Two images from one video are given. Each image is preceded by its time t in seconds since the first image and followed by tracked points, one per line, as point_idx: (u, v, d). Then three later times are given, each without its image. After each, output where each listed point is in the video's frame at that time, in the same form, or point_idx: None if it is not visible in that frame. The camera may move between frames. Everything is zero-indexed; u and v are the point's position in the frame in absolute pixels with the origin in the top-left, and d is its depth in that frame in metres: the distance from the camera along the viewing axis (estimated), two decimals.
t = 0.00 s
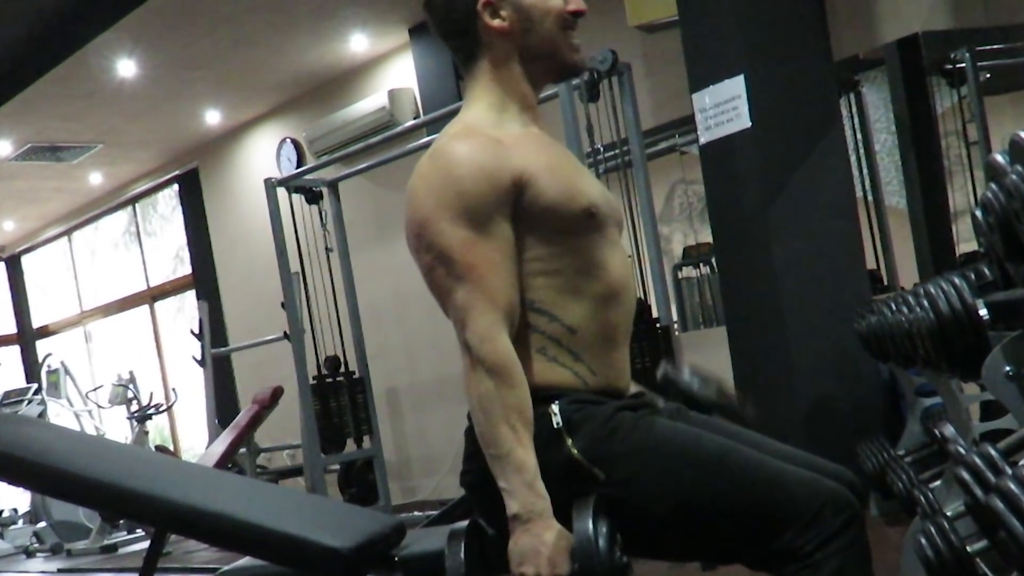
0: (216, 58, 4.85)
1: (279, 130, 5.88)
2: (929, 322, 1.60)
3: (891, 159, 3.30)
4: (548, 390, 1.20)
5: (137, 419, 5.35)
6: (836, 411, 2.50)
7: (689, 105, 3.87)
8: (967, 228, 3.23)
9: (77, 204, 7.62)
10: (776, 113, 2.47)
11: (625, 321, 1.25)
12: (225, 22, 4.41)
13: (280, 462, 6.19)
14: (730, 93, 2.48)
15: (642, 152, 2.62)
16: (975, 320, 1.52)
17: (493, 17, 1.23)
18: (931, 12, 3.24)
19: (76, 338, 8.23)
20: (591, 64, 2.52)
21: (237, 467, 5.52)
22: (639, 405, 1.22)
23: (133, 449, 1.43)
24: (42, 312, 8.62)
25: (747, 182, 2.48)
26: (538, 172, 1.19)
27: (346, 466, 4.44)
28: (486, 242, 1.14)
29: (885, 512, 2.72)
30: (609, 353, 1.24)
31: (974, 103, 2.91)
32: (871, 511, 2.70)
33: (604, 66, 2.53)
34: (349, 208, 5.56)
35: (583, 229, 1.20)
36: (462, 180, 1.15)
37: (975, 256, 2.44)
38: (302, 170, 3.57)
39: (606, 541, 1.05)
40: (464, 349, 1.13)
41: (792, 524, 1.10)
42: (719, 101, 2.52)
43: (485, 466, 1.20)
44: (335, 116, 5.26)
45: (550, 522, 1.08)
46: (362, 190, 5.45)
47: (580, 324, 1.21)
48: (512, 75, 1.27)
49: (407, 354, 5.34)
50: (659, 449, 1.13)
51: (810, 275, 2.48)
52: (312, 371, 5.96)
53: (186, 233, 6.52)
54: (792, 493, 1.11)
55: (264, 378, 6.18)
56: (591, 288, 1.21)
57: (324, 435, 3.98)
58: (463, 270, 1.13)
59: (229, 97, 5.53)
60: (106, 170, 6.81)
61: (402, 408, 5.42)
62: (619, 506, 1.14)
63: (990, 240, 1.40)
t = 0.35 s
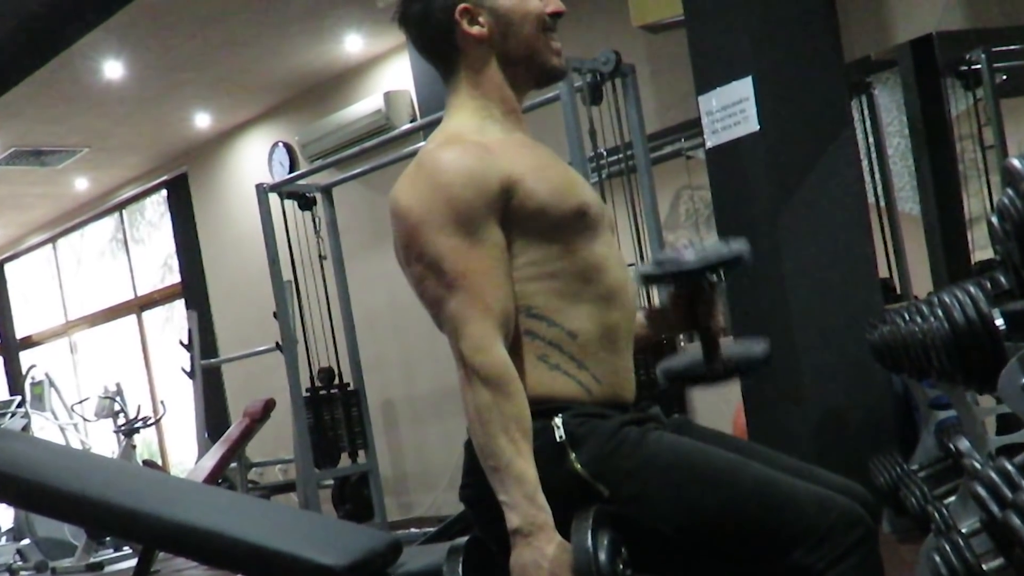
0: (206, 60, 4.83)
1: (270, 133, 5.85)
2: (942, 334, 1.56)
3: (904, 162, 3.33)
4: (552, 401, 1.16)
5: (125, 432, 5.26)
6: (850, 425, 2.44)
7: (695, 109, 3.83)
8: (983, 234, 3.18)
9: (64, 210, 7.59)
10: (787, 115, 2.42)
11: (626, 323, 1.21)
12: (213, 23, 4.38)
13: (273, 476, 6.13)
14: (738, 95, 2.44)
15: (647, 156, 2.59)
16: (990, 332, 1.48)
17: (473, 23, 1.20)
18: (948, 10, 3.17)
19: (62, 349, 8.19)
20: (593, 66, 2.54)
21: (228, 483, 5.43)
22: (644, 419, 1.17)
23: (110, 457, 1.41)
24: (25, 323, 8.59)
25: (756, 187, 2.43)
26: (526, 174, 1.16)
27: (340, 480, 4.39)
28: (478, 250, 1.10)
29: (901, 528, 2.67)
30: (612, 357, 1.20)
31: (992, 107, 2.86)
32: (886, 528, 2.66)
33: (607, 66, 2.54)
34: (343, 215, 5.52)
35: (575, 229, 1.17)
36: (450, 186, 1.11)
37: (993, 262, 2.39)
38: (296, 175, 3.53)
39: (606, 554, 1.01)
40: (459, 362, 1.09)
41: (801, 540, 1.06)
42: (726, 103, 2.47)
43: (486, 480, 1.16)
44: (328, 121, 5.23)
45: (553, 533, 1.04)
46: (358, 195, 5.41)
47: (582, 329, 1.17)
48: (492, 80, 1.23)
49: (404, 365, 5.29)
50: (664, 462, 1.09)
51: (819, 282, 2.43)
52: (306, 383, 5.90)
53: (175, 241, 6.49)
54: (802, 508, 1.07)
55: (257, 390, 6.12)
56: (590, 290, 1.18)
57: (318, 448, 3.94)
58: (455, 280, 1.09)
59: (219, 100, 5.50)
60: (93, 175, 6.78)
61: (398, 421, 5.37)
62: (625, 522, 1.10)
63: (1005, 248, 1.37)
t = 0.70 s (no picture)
0: (195, 61, 4.80)
1: (262, 138, 5.81)
2: (958, 344, 1.53)
3: (918, 168, 3.20)
4: (546, 415, 1.14)
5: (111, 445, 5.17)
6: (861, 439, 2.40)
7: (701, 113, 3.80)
8: (999, 240, 3.10)
9: (52, 215, 7.55)
10: (795, 119, 2.38)
11: (615, 327, 1.19)
12: (201, 22, 4.35)
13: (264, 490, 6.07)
14: (747, 97, 2.40)
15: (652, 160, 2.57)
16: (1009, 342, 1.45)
17: (454, 36, 1.19)
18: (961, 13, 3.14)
19: (47, 359, 8.15)
20: (598, 68, 2.54)
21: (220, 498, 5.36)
22: (647, 433, 1.15)
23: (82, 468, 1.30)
24: (11, 332, 8.54)
25: (759, 195, 2.40)
26: (501, 183, 1.14)
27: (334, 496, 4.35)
28: (458, 265, 1.08)
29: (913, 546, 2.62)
30: (607, 363, 1.17)
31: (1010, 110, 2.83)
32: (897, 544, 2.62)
33: (609, 68, 2.52)
34: (337, 223, 5.49)
35: (555, 232, 1.16)
36: (425, 200, 1.09)
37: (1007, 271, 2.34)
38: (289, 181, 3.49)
39: None
40: (441, 380, 1.07)
41: (811, 557, 1.03)
42: (735, 106, 2.43)
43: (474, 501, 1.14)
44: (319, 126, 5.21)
45: (539, 556, 1.02)
46: (353, 201, 5.37)
47: (575, 337, 1.16)
48: (469, 94, 1.22)
49: (401, 378, 5.25)
50: (666, 477, 1.06)
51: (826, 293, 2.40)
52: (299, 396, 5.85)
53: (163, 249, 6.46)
54: (811, 525, 1.04)
55: (250, 402, 6.07)
56: (579, 295, 1.16)
57: (312, 463, 3.89)
58: (437, 297, 1.07)
59: (209, 103, 5.47)
60: (78, 180, 6.75)
61: (393, 435, 5.33)
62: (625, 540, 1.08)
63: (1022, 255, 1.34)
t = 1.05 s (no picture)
0: (183, 63, 4.78)
1: (254, 141, 5.78)
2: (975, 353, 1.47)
3: (930, 173, 3.23)
4: (550, 426, 1.10)
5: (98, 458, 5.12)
6: (868, 455, 2.36)
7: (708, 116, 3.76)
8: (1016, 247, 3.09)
9: (38, 221, 7.51)
10: (803, 121, 2.34)
11: (626, 337, 1.16)
12: (191, 24, 4.33)
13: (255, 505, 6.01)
14: (753, 100, 2.37)
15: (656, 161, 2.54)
16: None
17: (481, 38, 1.16)
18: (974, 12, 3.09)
19: (32, 370, 8.11)
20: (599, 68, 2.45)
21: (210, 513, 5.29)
22: (650, 447, 1.12)
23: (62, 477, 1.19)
24: None
25: (765, 200, 2.37)
26: (513, 184, 1.11)
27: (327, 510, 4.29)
28: (464, 269, 1.05)
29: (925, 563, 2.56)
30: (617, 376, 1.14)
31: None
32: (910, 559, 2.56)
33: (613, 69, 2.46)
34: (330, 228, 5.45)
35: (566, 238, 1.12)
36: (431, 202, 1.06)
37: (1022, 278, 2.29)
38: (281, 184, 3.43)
39: None
40: (440, 388, 1.04)
41: None
42: (741, 109, 2.41)
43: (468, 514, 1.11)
44: (314, 128, 5.17)
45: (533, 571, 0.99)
46: (347, 206, 5.33)
47: (584, 347, 1.12)
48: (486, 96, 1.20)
49: (398, 389, 5.20)
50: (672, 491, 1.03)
51: (834, 299, 2.35)
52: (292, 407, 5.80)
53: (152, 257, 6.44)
54: (821, 543, 1.00)
55: (242, 413, 6.02)
56: (589, 302, 1.13)
57: (303, 476, 3.83)
58: (438, 302, 1.04)
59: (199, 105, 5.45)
60: (64, 186, 6.72)
61: (389, 449, 5.28)
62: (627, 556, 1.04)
63: None
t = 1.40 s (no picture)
0: (174, 65, 4.76)
1: (248, 145, 5.76)
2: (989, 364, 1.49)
3: (943, 176, 3.22)
4: (547, 441, 1.08)
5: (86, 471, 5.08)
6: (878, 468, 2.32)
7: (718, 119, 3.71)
8: None
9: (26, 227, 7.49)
10: (811, 124, 2.31)
11: (624, 349, 1.15)
12: (184, 25, 4.32)
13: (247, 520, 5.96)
14: (761, 102, 2.34)
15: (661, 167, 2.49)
16: None
17: (470, 34, 1.19)
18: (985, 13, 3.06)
19: (18, 379, 8.07)
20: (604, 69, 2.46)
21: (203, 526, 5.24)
22: (654, 459, 1.10)
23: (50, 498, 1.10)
24: None
25: (771, 207, 2.35)
26: (506, 197, 1.11)
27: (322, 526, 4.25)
28: (455, 283, 1.04)
29: None
30: (616, 388, 1.13)
31: None
32: None
33: (616, 70, 2.45)
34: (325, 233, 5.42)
35: (559, 251, 1.12)
36: (424, 216, 1.06)
37: None
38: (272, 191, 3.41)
39: None
40: (436, 409, 1.03)
41: None
42: (748, 113, 2.38)
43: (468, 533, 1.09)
44: (309, 130, 5.15)
45: None
46: (342, 211, 5.30)
47: (580, 360, 1.11)
48: (475, 99, 1.22)
49: (395, 402, 5.16)
50: (676, 508, 1.00)
51: (842, 305, 2.31)
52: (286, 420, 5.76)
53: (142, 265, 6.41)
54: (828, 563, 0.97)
55: (235, 425, 5.97)
56: (584, 315, 1.13)
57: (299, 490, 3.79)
58: (431, 318, 1.03)
59: (192, 108, 5.44)
60: (51, 191, 6.69)
61: (385, 462, 5.24)
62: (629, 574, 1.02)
63: None
